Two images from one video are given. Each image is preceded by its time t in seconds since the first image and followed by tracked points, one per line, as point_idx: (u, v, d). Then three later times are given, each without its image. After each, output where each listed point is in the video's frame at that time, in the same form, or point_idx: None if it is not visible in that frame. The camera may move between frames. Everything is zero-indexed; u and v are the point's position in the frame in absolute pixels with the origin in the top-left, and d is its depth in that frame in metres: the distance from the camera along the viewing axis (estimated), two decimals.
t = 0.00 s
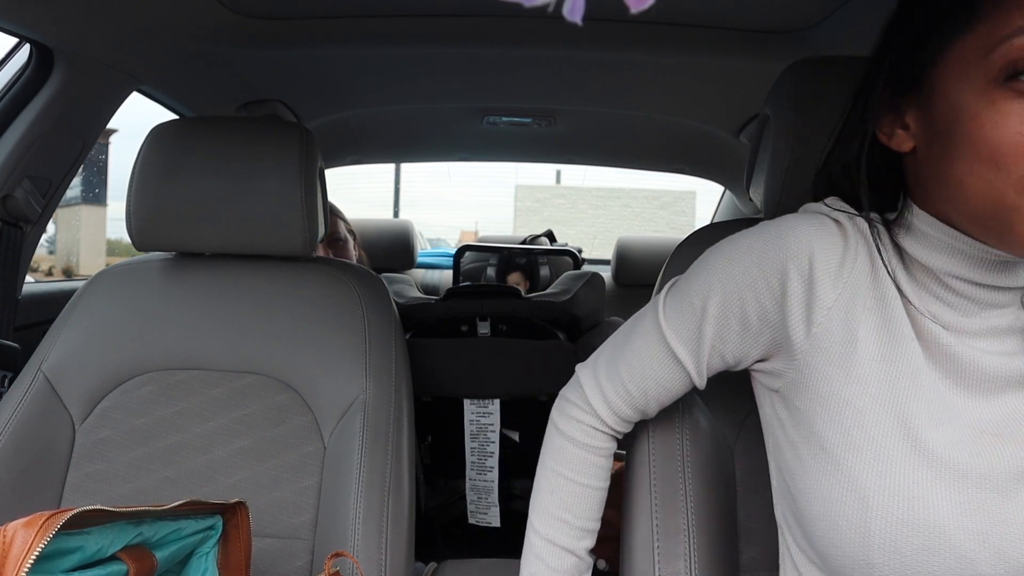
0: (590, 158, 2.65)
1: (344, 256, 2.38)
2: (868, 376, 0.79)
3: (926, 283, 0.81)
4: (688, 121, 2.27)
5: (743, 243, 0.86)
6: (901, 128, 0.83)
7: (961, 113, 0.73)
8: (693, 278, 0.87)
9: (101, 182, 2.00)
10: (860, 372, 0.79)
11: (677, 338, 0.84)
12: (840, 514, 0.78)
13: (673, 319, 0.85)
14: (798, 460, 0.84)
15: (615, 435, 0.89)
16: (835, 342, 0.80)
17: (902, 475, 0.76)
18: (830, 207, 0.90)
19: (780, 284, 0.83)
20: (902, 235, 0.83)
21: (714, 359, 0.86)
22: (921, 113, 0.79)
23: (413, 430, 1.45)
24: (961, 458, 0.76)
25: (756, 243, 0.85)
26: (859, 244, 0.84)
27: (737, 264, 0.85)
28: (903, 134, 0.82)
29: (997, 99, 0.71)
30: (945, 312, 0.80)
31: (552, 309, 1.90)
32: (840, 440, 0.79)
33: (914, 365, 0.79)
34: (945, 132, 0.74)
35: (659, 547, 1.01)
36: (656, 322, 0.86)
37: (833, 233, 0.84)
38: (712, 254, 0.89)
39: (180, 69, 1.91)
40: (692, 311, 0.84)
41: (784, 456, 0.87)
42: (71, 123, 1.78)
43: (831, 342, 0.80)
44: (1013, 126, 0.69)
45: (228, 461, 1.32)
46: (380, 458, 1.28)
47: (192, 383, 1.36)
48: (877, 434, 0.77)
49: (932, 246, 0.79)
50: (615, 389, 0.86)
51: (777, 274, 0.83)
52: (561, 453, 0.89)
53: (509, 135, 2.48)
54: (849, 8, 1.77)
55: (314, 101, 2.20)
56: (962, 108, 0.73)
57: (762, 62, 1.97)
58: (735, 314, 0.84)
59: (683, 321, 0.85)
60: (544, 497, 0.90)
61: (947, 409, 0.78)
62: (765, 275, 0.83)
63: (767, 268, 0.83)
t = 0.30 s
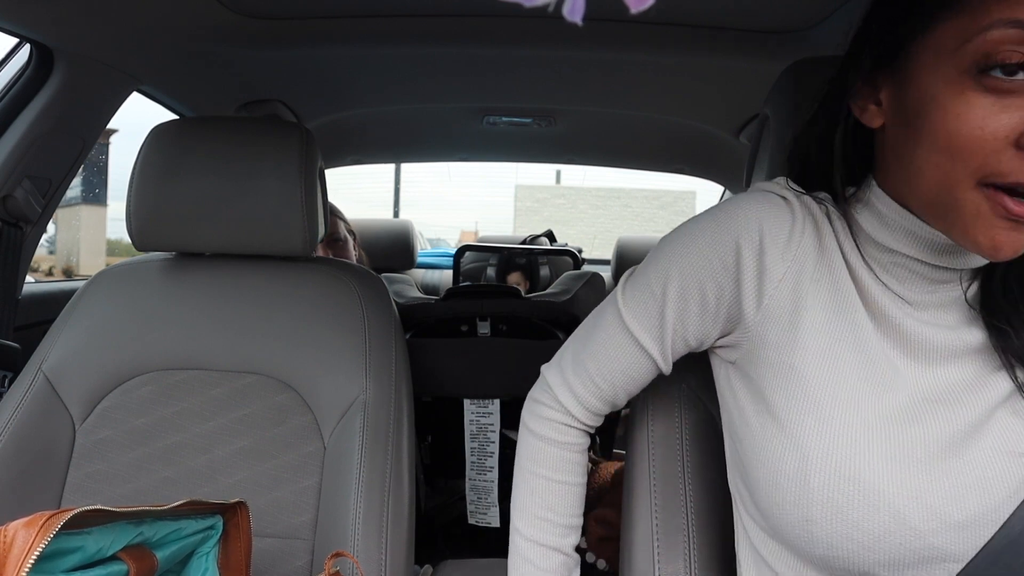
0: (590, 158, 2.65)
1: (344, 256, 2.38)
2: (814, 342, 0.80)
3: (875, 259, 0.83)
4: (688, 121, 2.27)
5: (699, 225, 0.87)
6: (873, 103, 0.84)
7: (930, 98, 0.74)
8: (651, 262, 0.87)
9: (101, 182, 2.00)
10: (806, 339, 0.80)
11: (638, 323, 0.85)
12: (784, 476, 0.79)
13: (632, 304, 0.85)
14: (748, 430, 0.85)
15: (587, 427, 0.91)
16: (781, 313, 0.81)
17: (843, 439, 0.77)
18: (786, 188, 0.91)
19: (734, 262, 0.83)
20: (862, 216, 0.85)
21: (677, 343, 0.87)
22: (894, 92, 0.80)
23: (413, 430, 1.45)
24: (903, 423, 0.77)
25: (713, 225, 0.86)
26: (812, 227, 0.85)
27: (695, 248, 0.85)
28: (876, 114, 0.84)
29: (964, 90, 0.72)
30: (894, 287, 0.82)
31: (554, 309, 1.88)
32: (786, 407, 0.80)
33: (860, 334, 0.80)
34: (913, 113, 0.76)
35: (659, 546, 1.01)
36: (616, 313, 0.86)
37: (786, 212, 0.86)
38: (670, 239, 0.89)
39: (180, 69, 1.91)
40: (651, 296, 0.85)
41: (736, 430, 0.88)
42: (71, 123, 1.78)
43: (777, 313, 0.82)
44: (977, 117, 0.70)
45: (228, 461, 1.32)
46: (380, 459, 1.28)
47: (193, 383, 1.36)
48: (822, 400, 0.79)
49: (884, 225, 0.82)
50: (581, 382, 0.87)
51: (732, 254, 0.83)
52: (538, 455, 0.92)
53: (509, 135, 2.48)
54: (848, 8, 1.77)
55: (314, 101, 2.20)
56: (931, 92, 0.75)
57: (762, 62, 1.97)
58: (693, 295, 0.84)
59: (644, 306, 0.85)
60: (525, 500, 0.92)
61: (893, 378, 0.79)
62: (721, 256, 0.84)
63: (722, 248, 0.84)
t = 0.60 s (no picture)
0: (590, 158, 2.65)
1: (342, 257, 2.37)
2: (815, 372, 0.80)
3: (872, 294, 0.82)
4: (688, 121, 2.27)
5: (708, 247, 0.88)
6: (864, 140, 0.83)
7: (901, 148, 0.75)
8: (659, 283, 0.88)
9: (101, 182, 2.00)
10: (807, 370, 0.80)
11: (640, 342, 0.86)
12: (785, 505, 0.79)
13: (636, 325, 0.86)
14: (749, 458, 0.85)
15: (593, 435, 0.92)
16: (784, 339, 0.81)
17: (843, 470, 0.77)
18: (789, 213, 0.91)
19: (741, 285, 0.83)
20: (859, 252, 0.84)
21: (679, 362, 0.88)
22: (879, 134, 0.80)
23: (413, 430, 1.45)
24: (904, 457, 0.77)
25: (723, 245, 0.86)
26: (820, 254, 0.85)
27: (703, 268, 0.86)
28: (865, 145, 0.83)
29: (928, 151, 0.72)
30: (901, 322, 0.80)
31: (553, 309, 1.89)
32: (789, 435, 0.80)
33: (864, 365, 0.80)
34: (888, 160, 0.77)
35: (659, 548, 1.01)
36: (622, 328, 0.87)
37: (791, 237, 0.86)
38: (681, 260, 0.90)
39: (180, 69, 1.91)
40: (654, 315, 0.86)
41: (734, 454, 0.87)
42: (71, 124, 1.78)
43: (780, 339, 0.81)
44: (943, 175, 0.70)
45: (228, 461, 1.32)
46: (380, 460, 1.28)
47: (193, 383, 1.36)
48: (824, 429, 0.78)
49: (879, 266, 0.80)
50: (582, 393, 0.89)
51: (735, 280, 0.84)
52: (542, 455, 0.92)
53: (509, 135, 2.48)
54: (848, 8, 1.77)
55: (314, 101, 2.20)
56: (902, 143, 0.75)
57: (762, 62, 1.97)
58: (696, 318, 0.84)
59: (648, 324, 0.86)
60: (529, 501, 0.92)
61: (898, 412, 0.79)
62: (728, 281, 0.84)
63: (729, 272, 0.84)
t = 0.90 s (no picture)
0: (590, 158, 2.65)
1: (343, 257, 2.37)
2: (810, 451, 0.81)
3: (884, 339, 0.80)
4: (688, 121, 2.27)
5: (699, 311, 0.89)
6: (893, 179, 0.83)
7: (925, 193, 0.74)
8: (649, 352, 0.89)
9: (101, 182, 2.00)
10: (802, 447, 0.82)
11: (623, 409, 0.88)
12: None
13: (619, 394, 0.89)
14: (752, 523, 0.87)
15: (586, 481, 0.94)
16: (776, 408, 0.82)
17: (840, 537, 0.79)
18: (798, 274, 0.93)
19: (729, 351, 0.84)
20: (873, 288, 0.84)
21: (666, 427, 0.89)
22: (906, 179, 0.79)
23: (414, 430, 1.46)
24: (906, 522, 0.78)
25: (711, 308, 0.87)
26: (821, 309, 0.85)
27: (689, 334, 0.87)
28: (895, 184, 0.82)
29: (950, 199, 0.71)
30: (911, 381, 0.78)
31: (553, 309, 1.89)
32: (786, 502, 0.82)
33: (866, 430, 0.79)
34: (913, 205, 0.76)
35: (660, 550, 1.02)
36: (605, 385, 0.91)
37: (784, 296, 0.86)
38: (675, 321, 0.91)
39: (180, 69, 1.91)
40: (639, 383, 0.88)
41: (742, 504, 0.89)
42: (71, 123, 1.78)
43: (771, 408, 0.82)
44: (963, 224, 0.68)
45: (229, 461, 1.32)
46: (380, 460, 1.28)
47: (193, 383, 1.36)
48: (819, 511, 0.80)
49: (895, 306, 0.80)
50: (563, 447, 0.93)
51: (719, 353, 0.84)
52: (541, 498, 0.94)
53: (509, 135, 2.48)
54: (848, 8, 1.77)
55: (314, 101, 2.20)
56: (926, 188, 0.74)
57: (762, 62, 1.97)
58: (682, 390, 0.86)
59: (633, 390, 0.88)
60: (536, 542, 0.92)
61: (903, 475, 0.78)
62: (717, 348, 0.84)
63: (716, 339, 0.85)
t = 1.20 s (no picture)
0: (590, 158, 2.65)
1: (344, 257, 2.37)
2: (846, 483, 0.80)
3: (902, 356, 0.86)
4: (688, 121, 2.27)
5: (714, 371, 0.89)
6: (897, 193, 0.88)
7: (920, 206, 0.79)
8: (699, 430, 0.84)
9: (101, 182, 2.00)
10: (837, 481, 0.81)
11: (698, 501, 0.79)
12: None
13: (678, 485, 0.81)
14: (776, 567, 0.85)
15: None
16: (813, 448, 0.82)
17: None
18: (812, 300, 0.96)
19: (759, 394, 0.84)
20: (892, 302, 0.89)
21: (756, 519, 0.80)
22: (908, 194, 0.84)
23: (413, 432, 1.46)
24: (937, 555, 0.79)
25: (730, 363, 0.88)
26: (837, 347, 0.87)
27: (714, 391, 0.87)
28: (900, 198, 0.87)
29: (941, 208, 0.75)
30: (928, 402, 0.83)
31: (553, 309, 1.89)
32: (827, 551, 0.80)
33: (895, 462, 0.81)
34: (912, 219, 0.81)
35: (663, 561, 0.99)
36: (683, 494, 0.81)
37: (801, 334, 0.87)
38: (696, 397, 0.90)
39: (180, 70, 1.91)
40: (696, 464, 0.82)
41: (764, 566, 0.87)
42: (71, 123, 1.78)
43: (808, 450, 0.82)
44: (954, 232, 0.73)
45: (229, 461, 1.32)
46: (380, 460, 1.28)
47: (192, 383, 1.36)
48: (853, 545, 0.79)
49: (915, 319, 0.85)
50: None
51: (751, 392, 0.85)
52: None
53: (510, 135, 2.48)
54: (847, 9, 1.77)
55: (314, 101, 2.20)
56: (920, 202, 0.79)
57: (762, 62, 1.98)
58: (733, 454, 0.81)
59: (695, 472, 0.81)
60: None
61: (932, 508, 0.80)
62: (745, 392, 0.85)
63: (743, 384, 0.85)
